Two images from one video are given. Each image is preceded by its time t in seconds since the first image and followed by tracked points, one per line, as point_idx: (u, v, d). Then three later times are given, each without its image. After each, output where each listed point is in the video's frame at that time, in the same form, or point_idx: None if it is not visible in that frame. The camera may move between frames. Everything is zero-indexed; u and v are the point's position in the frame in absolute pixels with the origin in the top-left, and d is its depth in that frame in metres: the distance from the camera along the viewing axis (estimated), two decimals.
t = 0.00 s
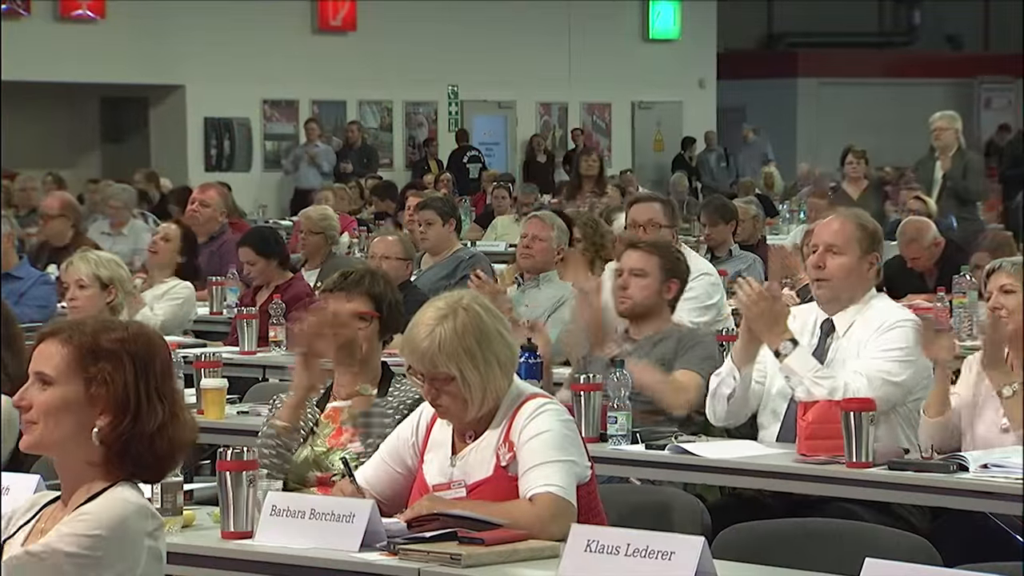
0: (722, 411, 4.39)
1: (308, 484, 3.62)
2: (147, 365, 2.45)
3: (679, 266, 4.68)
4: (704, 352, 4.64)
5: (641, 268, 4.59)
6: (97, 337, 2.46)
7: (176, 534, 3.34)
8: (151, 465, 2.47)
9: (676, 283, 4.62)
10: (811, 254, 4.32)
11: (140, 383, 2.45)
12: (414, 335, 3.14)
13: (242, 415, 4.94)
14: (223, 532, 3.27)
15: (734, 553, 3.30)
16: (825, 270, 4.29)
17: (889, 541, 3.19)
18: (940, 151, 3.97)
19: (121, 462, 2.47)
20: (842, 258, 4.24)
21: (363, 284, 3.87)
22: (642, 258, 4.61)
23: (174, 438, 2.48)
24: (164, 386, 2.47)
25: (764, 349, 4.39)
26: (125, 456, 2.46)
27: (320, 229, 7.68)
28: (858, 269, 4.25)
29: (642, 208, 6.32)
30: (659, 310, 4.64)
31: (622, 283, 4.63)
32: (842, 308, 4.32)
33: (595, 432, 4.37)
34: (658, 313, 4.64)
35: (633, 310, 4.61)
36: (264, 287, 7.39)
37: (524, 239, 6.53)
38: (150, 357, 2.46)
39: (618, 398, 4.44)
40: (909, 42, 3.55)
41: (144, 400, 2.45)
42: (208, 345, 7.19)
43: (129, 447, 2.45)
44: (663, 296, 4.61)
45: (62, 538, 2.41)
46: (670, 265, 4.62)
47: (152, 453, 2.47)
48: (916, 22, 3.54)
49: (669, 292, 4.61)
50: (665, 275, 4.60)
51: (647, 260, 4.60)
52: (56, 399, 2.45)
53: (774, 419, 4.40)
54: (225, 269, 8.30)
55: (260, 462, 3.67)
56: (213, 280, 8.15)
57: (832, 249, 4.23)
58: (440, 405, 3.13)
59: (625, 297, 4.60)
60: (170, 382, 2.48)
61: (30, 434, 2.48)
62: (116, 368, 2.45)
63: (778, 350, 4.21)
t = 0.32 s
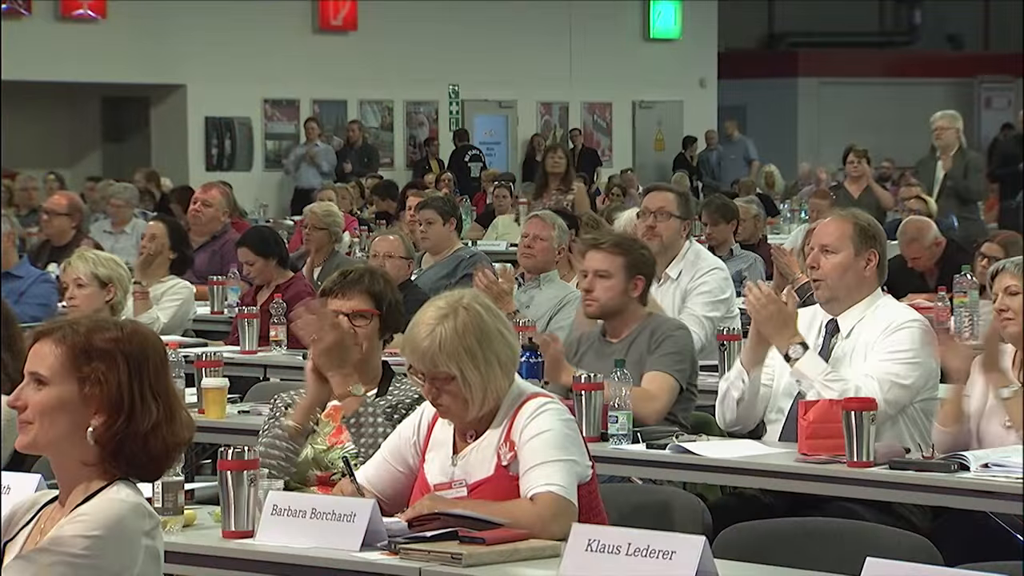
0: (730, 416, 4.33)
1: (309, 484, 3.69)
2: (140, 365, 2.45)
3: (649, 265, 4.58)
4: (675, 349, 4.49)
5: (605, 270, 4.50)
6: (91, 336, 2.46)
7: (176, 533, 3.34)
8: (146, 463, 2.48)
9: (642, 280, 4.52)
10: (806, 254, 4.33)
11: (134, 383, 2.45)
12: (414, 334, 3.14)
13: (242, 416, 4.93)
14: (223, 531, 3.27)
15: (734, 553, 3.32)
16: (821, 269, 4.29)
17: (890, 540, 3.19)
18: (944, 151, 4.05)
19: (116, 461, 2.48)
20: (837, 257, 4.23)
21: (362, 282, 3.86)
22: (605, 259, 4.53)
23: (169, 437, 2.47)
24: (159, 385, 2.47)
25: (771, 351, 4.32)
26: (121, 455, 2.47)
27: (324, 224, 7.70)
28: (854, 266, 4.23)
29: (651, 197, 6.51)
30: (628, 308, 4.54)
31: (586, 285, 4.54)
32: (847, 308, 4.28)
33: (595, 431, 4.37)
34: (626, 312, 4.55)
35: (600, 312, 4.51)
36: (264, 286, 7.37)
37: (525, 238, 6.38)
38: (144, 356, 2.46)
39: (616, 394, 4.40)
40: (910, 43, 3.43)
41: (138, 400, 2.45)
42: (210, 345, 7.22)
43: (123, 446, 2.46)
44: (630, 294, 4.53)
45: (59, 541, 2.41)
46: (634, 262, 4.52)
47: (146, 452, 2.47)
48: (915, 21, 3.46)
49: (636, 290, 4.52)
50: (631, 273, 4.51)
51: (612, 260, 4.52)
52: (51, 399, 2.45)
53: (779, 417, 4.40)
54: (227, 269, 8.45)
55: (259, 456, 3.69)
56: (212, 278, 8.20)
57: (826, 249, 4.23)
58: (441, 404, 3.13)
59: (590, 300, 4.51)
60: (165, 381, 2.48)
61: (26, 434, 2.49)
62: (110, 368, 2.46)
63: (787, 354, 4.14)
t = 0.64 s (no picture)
0: (727, 413, 4.47)
1: (315, 477, 3.74)
2: (144, 362, 2.54)
3: (626, 259, 4.78)
4: (647, 337, 4.63)
5: (581, 263, 4.71)
6: (96, 335, 2.54)
7: (186, 527, 3.43)
8: (150, 458, 2.57)
9: (617, 274, 4.71)
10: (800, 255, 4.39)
11: (138, 380, 2.54)
12: (418, 332, 3.22)
13: (251, 413, 5.00)
14: (232, 525, 3.36)
15: (733, 546, 3.45)
16: (813, 272, 4.36)
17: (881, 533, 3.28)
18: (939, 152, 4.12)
19: (121, 457, 2.57)
20: (828, 258, 4.29)
21: (366, 282, 3.92)
22: (582, 252, 4.74)
23: (172, 431, 2.57)
24: (162, 381, 2.56)
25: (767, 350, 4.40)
26: (125, 450, 2.55)
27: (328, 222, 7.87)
28: (844, 266, 4.29)
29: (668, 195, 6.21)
30: (604, 301, 4.74)
31: (564, 278, 4.75)
32: (839, 307, 4.36)
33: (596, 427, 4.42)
34: (603, 305, 4.75)
35: (576, 304, 4.71)
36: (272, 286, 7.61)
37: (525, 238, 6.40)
38: (147, 354, 2.54)
39: (616, 392, 4.46)
40: (905, 47, 3.52)
41: (142, 397, 2.54)
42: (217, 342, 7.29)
43: (127, 442, 2.55)
44: (607, 288, 4.72)
45: (66, 538, 2.51)
46: (610, 257, 4.72)
47: (150, 448, 2.56)
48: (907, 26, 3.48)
49: (612, 283, 4.71)
50: (605, 267, 4.71)
51: (587, 253, 4.73)
52: (57, 397, 2.54)
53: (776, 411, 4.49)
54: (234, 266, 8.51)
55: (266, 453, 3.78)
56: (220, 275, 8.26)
57: (817, 251, 4.30)
58: (444, 401, 3.21)
59: (566, 292, 4.72)
60: (169, 377, 2.57)
61: (32, 431, 2.58)
62: (113, 365, 2.54)
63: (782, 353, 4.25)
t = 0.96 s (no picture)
0: (724, 407, 4.64)
1: (332, 468, 3.84)
2: (159, 358, 2.69)
3: (616, 257, 4.90)
4: (628, 331, 4.82)
5: (571, 261, 4.82)
6: (116, 332, 2.70)
7: (207, 514, 3.58)
8: (166, 450, 2.72)
9: (607, 272, 4.85)
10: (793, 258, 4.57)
11: (153, 376, 2.69)
12: (428, 329, 3.37)
13: (269, 406, 5.18)
14: (251, 513, 3.51)
15: (732, 534, 3.60)
16: (806, 272, 4.54)
17: (875, 522, 3.43)
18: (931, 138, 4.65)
19: (138, 449, 2.73)
20: (819, 260, 4.49)
21: (379, 278, 4.10)
22: (573, 250, 4.84)
23: (186, 425, 2.72)
24: (177, 377, 2.71)
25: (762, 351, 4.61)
26: (142, 442, 2.71)
27: (335, 224, 8.24)
28: (834, 267, 4.48)
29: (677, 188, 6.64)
30: (592, 298, 4.90)
31: (555, 273, 4.88)
32: (831, 305, 4.53)
33: (600, 420, 4.56)
34: (591, 302, 4.91)
35: (565, 300, 4.87)
36: (289, 284, 7.60)
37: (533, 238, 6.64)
38: (162, 350, 2.69)
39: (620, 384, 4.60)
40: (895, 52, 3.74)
41: (157, 391, 2.69)
42: (237, 339, 7.47)
43: (144, 434, 2.70)
44: (595, 286, 4.88)
45: (90, 525, 2.67)
46: (600, 256, 4.83)
47: (166, 440, 2.71)
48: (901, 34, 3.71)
49: (600, 281, 4.86)
50: (596, 266, 4.83)
51: (578, 251, 4.83)
52: (77, 390, 2.70)
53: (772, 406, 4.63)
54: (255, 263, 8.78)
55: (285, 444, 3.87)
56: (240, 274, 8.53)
57: (808, 253, 4.49)
58: (455, 394, 3.38)
59: (557, 288, 4.86)
60: (184, 373, 2.72)
61: (56, 422, 2.74)
62: (130, 362, 2.69)
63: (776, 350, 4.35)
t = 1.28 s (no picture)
0: (733, 400, 4.77)
1: (357, 458, 4.06)
2: (185, 354, 2.69)
3: (625, 260, 4.92)
4: (634, 335, 4.84)
5: (580, 264, 4.85)
6: (144, 330, 2.70)
7: (239, 504, 3.75)
8: (193, 445, 2.72)
9: (613, 276, 4.88)
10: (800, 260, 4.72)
11: (179, 371, 2.69)
12: (452, 326, 3.54)
13: (297, 400, 5.36)
14: (282, 502, 3.68)
15: (743, 523, 3.76)
16: (811, 274, 4.68)
17: (881, 513, 3.57)
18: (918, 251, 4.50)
19: (165, 443, 2.72)
20: (825, 262, 4.63)
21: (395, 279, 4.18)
22: (581, 253, 4.87)
23: (211, 421, 2.71)
24: (203, 374, 2.70)
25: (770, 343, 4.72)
26: (168, 437, 2.70)
27: (359, 225, 8.43)
28: (840, 269, 4.62)
29: (697, 191, 6.87)
30: (599, 301, 4.93)
31: (562, 276, 4.90)
32: (837, 306, 4.68)
33: (616, 413, 4.70)
34: (597, 304, 4.93)
35: (572, 302, 4.89)
36: (319, 282, 7.77)
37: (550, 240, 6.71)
38: (188, 347, 2.69)
39: (636, 379, 4.75)
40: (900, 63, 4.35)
41: (181, 386, 2.69)
42: (265, 335, 7.68)
43: (169, 429, 2.70)
44: (602, 289, 4.91)
45: (122, 514, 2.66)
46: (609, 260, 4.86)
47: (192, 435, 2.70)
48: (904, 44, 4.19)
49: (607, 284, 4.89)
50: (602, 270, 4.87)
51: (586, 255, 4.86)
52: (107, 384, 2.70)
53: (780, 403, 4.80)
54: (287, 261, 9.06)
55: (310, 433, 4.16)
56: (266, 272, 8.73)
57: (814, 255, 4.64)
58: (476, 388, 3.53)
59: (563, 290, 4.89)
60: (210, 370, 2.71)
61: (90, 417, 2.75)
62: (157, 357, 2.70)
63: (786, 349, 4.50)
